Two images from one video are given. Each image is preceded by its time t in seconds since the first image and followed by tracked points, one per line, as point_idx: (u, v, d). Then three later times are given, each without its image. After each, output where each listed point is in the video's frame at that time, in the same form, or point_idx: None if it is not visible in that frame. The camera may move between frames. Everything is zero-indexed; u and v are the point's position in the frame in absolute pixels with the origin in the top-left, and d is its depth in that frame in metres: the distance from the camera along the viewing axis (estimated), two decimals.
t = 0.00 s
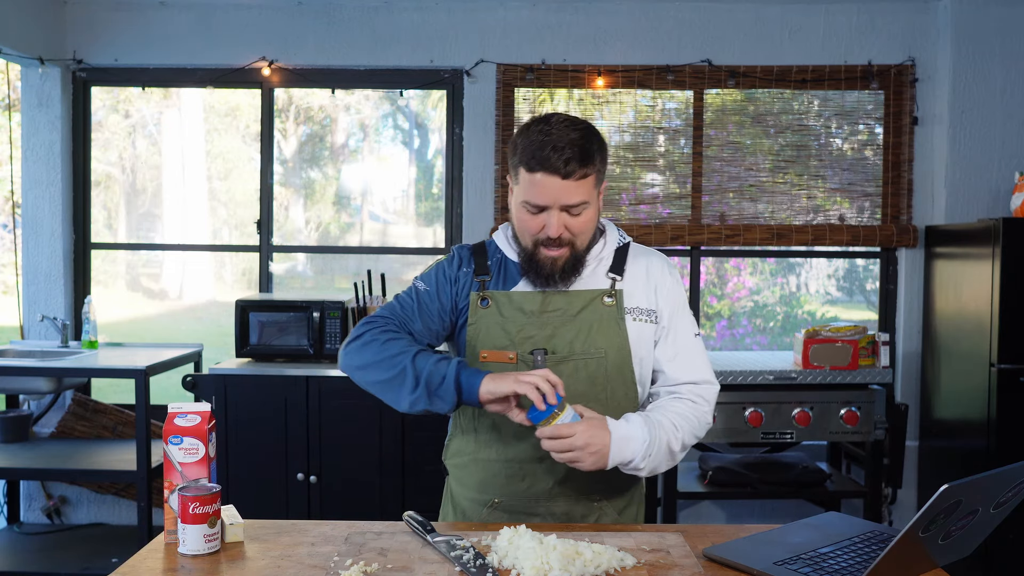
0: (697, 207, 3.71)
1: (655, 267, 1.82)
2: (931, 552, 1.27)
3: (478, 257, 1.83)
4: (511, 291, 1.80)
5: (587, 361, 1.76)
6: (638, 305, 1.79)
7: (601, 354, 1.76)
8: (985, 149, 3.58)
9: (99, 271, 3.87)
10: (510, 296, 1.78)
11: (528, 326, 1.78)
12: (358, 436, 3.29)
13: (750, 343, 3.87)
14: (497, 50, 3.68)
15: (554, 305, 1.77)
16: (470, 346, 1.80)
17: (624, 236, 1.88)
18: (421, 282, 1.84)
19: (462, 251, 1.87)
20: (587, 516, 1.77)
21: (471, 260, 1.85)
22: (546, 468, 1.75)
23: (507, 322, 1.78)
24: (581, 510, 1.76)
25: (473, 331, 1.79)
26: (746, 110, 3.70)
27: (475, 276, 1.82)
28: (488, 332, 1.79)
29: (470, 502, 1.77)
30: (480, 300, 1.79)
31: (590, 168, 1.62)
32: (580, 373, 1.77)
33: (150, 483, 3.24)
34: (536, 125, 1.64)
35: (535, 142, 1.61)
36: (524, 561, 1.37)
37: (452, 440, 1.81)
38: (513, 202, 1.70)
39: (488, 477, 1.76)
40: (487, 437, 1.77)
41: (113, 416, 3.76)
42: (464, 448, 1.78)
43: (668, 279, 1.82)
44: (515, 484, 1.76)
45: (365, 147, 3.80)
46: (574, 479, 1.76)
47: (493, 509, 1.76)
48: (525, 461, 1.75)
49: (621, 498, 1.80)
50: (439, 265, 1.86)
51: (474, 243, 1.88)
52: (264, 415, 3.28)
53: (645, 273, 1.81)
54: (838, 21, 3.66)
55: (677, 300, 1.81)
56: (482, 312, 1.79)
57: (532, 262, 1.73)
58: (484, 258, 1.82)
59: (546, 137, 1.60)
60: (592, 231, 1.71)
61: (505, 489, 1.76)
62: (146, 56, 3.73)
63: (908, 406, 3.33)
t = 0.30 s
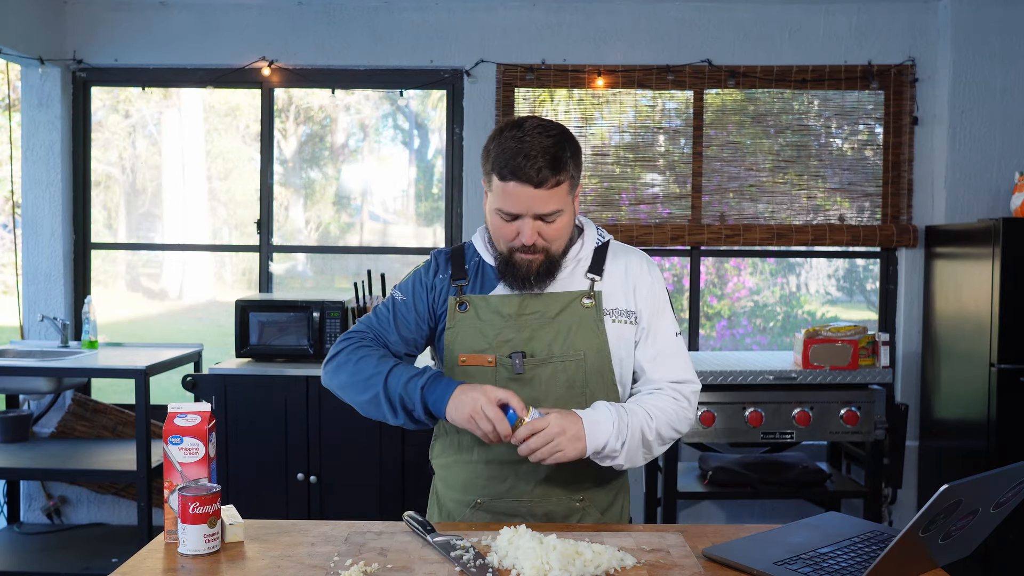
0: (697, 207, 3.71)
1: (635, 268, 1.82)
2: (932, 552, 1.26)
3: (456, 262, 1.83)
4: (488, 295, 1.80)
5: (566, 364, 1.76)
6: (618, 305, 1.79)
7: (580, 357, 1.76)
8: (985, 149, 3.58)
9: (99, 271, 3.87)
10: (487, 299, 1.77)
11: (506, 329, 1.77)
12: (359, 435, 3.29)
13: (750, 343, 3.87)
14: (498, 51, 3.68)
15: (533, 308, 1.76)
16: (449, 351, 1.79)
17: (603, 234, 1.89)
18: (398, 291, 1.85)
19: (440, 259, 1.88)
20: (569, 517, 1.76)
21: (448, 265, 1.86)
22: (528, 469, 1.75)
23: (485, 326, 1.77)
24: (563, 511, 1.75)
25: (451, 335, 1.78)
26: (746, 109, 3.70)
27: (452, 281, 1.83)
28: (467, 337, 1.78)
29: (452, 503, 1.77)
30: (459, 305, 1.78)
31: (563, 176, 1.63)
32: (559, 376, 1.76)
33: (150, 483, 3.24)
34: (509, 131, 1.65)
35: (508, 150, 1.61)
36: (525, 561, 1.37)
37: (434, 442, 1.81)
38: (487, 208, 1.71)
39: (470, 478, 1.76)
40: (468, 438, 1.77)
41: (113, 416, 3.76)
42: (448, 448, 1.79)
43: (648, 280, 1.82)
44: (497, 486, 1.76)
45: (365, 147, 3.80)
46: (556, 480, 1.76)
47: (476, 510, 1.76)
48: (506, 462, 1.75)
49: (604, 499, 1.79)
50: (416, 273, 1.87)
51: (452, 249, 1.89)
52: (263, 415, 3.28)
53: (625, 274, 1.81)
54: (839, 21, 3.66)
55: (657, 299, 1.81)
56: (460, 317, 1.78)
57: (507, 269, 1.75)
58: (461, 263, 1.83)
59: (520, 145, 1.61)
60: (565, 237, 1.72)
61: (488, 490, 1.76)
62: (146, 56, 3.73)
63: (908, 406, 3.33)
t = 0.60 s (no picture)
0: (697, 207, 3.71)
1: (623, 260, 1.83)
2: (932, 552, 1.27)
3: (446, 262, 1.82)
4: (479, 293, 1.81)
5: (559, 359, 1.77)
6: (607, 297, 1.80)
7: (572, 351, 1.77)
8: (985, 150, 3.58)
9: (99, 271, 3.87)
10: (478, 298, 1.79)
11: (497, 327, 1.78)
12: (360, 435, 3.29)
13: (750, 343, 3.87)
14: (498, 51, 3.68)
15: (523, 304, 1.78)
16: (441, 351, 1.80)
17: (589, 230, 1.87)
18: (387, 289, 1.85)
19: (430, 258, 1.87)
20: (568, 515, 1.76)
21: (438, 265, 1.86)
22: (525, 467, 1.75)
23: (477, 324, 1.79)
24: (562, 509, 1.75)
25: (443, 335, 1.79)
26: (746, 109, 3.70)
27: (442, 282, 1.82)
28: (459, 336, 1.79)
29: (450, 504, 1.77)
30: (450, 305, 1.80)
31: (550, 169, 1.62)
32: (552, 371, 1.77)
33: (150, 483, 3.24)
34: (492, 128, 1.64)
35: (492, 146, 1.61)
36: (525, 561, 1.37)
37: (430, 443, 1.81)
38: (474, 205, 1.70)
39: (467, 478, 1.76)
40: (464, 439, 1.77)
41: (113, 416, 3.76)
42: (442, 451, 1.79)
43: (636, 272, 1.82)
44: (495, 485, 1.75)
45: (365, 147, 3.80)
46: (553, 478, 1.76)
47: (474, 511, 1.75)
48: (502, 461, 1.75)
49: (602, 496, 1.80)
50: (405, 273, 1.86)
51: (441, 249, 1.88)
52: (263, 415, 3.28)
53: (613, 266, 1.82)
54: (839, 21, 3.65)
55: (644, 290, 1.81)
56: (451, 317, 1.80)
57: (498, 266, 1.74)
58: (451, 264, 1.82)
59: (505, 140, 1.60)
60: (554, 231, 1.71)
61: (485, 490, 1.75)
62: (146, 56, 3.73)
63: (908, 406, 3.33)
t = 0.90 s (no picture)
0: (697, 207, 3.71)
1: (629, 264, 1.83)
2: (932, 551, 1.27)
3: (447, 263, 1.82)
4: (484, 295, 1.79)
5: (566, 361, 1.76)
6: (614, 301, 1.80)
7: (579, 354, 1.76)
8: (985, 149, 3.58)
9: (99, 271, 3.87)
10: (484, 300, 1.77)
11: (505, 329, 1.76)
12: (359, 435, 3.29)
13: (750, 343, 3.87)
14: (498, 51, 3.68)
15: (530, 307, 1.77)
16: (446, 353, 1.78)
17: (593, 231, 1.89)
18: (384, 295, 1.84)
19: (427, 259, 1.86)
20: (573, 517, 1.77)
21: (438, 266, 1.85)
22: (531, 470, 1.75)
23: (483, 327, 1.77)
24: (568, 511, 1.76)
25: (448, 337, 1.77)
26: (746, 109, 3.70)
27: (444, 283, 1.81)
28: (465, 338, 1.77)
29: (455, 506, 1.77)
30: (455, 306, 1.78)
31: (556, 170, 1.63)
32: (559, 374, 1.76)
33: (150, 483, 3.24)
34: (497, 129, 1.65)
35: (497, 147, 1.62)
36: (525, 561, 1.37)
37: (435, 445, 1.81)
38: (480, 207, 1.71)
39: (472, 481, 1.76)
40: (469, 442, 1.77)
41: (113, 416, 3.76)
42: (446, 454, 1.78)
43: (643, 275, 1.83)
44: (500, 487, 1.76)
45: (365, 147, 3.80)
46: (558, 481, 1.76)
47: (479, 513, 1.76)
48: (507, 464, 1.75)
49: (607, 498, 1.80)
50: (402, 276, 1.85)
51: (440, 249, 1.87)
52: (263, 416, 3.28)
53: (620, 270, 1.82)
54: (839, 21, 3.65)
55: (651, 293, 1.83)
56: (457, 318, 1.78)
57: (503, 267, 1.74)
58: (453, 264, 1.81)
59: (511, 142, 1.61)
60: (560, 232, 1.72)
61: (490, 492, 1.76)
62: (146, 56, 3.73)
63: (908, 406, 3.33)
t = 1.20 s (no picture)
0: (697, 207, 3.71)
1: (639, 265, 1.85)
2: (932, 551, 1.27)
3: (455, 266, 1.83)
4: (494, 295, 1.79)
5: (575, 363, 1.76)
6: (624, 303, 1.81)
7: (589, 355, 1.76)
8: (985, 150, 3.58)
9: (99, 271, 3.87)
10: (494, 299, 1.77)
11: (514, 329, 1.76)
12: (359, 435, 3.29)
13: (750, 343, 3.87)
14: (498, 51, 3.68)
15: (540, 307, 1.76)
16: (455, 353, 1.77)
17: (602, 233, 1.89)
18: (401, 316, 1.83)
19: (433, 267, 1.87)
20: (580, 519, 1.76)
21: (445, 271, 1.86)
22: (538, 471, 1.75)
23: (493, 327, 1.76)
24: (574, 513, 1.75)
25: (457, 337, 1.77)
26: (746, 109, 3.70)
27: (452, 286, 1.82)
28: (474, 338, 1.77)
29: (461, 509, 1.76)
30: (463, 306, 1.78)
31: (576, 170, 1.63)
32: (569, 374, 1.75)
33: (150, 483, 3.24)
34: (519, 126, 1.65)
35: (519, 144, 1.61)
36: (525, 561, 1.37)
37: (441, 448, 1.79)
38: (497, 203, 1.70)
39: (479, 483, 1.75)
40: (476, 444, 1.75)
41: (113, 416, 3.76)
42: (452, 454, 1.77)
43: (652, 277, 1.84)
44: (507, 489, 1.75)
45: (365, 147, 3.80)
46: (565, 482, 1.76)
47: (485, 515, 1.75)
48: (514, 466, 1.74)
49: (613, 499, 1.79)
50: (413, 291, 1.85)
51: (447, 253, 1.88)
52: (263, 416, 3.28)
53: (630, 272, 1.83)
54: (839, 20, 3.65)
55: (661, 295, 1.84)
56: (466, 318, 1.78)
57: (515, 266, 1.74)
58: (460, 266, 1.83)
59: (534, 139, 1.61)
60: (573, 233, 1.72)
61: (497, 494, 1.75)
62: (146, 56, 3.73)
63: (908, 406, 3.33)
